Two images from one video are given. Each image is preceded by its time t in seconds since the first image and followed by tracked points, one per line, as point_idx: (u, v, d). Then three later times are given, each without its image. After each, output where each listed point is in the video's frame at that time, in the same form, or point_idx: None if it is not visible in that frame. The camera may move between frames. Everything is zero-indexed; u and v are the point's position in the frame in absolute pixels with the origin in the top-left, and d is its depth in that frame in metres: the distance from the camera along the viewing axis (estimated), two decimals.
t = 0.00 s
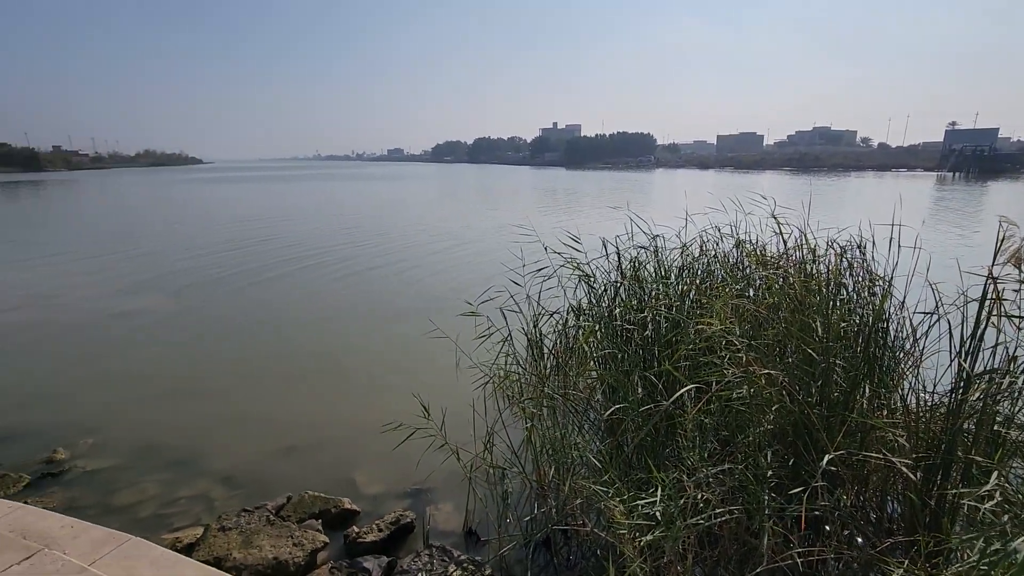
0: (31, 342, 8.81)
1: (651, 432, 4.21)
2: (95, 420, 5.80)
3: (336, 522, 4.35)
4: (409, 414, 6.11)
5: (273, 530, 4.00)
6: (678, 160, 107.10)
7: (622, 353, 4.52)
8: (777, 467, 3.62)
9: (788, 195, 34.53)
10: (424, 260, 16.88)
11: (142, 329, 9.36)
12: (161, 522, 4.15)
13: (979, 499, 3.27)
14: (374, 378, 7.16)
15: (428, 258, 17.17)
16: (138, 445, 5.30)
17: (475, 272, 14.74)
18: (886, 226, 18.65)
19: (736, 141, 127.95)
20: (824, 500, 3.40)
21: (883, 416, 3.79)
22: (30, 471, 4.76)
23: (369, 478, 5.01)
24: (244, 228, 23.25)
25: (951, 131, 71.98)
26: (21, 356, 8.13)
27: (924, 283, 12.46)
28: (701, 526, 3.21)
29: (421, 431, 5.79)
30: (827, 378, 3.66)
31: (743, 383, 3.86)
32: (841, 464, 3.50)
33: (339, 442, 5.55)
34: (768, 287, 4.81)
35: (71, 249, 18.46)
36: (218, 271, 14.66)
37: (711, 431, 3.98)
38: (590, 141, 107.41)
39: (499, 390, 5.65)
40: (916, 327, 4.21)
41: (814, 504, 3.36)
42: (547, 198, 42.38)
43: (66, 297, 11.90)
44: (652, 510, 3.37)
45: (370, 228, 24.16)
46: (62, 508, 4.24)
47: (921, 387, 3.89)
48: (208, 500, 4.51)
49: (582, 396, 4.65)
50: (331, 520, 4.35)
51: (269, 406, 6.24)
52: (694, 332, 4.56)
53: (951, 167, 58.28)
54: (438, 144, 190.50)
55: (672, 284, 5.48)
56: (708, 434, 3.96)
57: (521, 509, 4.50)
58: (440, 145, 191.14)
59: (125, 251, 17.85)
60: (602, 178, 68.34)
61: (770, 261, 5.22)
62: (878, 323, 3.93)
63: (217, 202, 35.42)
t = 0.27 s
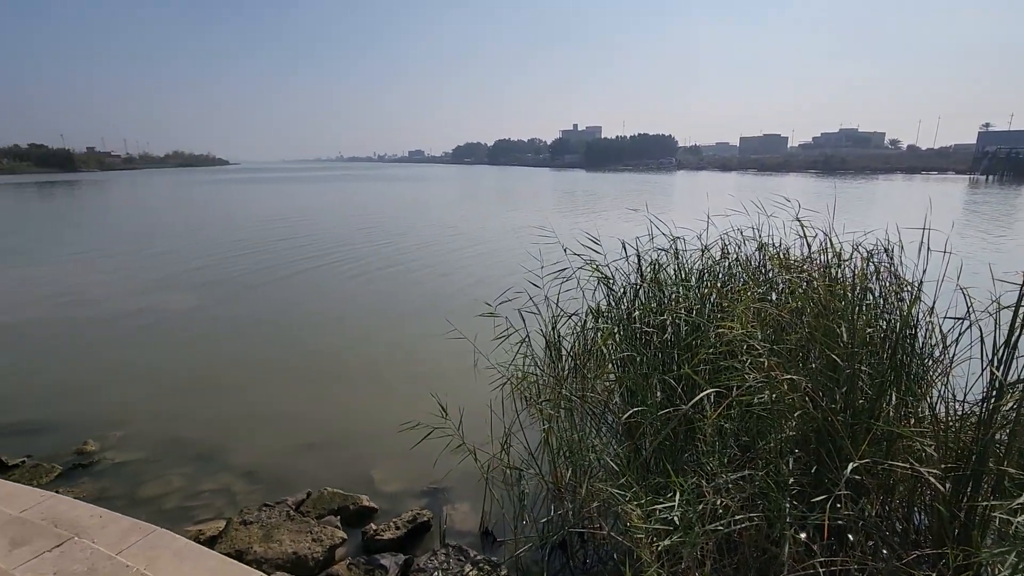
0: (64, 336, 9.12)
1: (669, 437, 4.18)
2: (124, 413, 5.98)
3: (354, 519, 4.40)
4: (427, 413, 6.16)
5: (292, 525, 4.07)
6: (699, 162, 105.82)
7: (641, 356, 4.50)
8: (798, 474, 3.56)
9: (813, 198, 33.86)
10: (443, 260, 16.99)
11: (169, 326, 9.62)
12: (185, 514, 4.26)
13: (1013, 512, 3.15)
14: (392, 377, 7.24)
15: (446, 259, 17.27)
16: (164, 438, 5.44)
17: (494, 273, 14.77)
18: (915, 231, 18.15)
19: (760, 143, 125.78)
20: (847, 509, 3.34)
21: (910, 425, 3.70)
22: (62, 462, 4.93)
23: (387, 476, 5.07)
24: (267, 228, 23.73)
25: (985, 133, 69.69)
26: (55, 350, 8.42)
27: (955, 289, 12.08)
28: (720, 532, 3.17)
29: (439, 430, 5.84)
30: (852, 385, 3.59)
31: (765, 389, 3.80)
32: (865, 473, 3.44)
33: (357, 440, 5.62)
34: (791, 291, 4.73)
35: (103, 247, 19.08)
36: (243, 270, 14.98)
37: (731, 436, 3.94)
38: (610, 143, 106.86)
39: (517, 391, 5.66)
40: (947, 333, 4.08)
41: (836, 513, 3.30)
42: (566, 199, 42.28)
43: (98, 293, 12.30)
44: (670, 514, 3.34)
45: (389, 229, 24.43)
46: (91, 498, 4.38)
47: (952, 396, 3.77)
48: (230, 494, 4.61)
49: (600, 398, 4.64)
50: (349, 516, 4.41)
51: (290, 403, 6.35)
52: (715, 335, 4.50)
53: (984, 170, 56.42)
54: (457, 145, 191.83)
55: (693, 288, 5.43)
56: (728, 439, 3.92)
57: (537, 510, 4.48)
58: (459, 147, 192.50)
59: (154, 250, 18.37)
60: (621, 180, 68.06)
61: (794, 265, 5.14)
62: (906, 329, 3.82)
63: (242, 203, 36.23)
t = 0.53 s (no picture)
0: (93, 335, 9.40)
1: (688, 442, 4.15)
2: (149, 410, 6.13)
3: (371, 519, 4.44)
4: (444, 415, 6.20)
5: (311, 524, 4.12)
6: (718, 165, 104.59)
7: (659, 361, 4.47)
8: (820, 482, 3.50)
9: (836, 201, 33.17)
10: (460, 263, 17.09)
11: (194, 326, 9.85)
12: (208, 511, 4.35)
13: None
14: (410, 378, 7.29)
15: (463, 261, 17.36)
16: (187, 436, 5.56)
17: (510, 276, 14.80)
18: (943, 236, 17.67)
19: (780, 146, 123.84)
20: (872, 519, 3.25)
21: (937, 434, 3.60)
22: (90, 457, 5.07)
23: (404, 477, 5.10)
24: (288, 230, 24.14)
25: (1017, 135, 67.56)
26: (84, 348, 8.69)
27: (985, 296, 11.73)
28: (740, 540, 3.12)
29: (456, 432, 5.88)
30: (876, 393, 3.51)
31: (786, 395, 3.75)
32: (890, 482, 3.36)
33: (375, 441, 5.67)
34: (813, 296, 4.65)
35: (131, 248, 19.65)
36: (264, 271, 15.27)
37: (751, 442, 3.89)
38: (628, 146, 106.33)
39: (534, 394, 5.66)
40: (977, 341, 3.96)
41: (861, 523, 3.22)
42: (583, 202, 42.19)
43: (126, 293, 12.65)
44: (687, 521, 3.31)
45: (407, 231, 24.66)
46: (118, 493, 4.49)
47: (982, 405, 3.65)
48: (250, 491, 4.69)
49: (617, 402, 4.62)
50: (366, 517, 4.45)
51: (311, 402, 6.46)
52: (734, 340, 4.45)
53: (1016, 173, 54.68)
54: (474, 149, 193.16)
55: (712, 292, 5.37)
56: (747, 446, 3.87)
57: (554, 515, 4.48)
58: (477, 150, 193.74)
59: (179, 251, 18.83)
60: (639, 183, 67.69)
61: (816, 270, 5.05)
62: (933, 336, 3.73)
63: (264, 205, 36.96)
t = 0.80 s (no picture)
0: (122, 337, 9.67)
1: (709, 450, 4.08)
2: (175, 411, 6.26)
3: (390, 522, 4.45)
4: (463, 419, 6.20)
5: (331, 526, 4.15)
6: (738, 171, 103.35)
7: (679, 367, 4.41)
8: (847, 493, 3.41)
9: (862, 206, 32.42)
10: (477, 268, 17.16)
11: (218, 329, 10.04)
12: (230, 511, 4.40)
13: None
14: (428, 382, 7.32)
15: (481, 267, 17.42)
16: (211, 437, 5.66)
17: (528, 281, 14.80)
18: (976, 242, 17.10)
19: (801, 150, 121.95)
20: (903, 532, 3.15)
21: (970, 445, 3.49)
22: (118, 456, 5.19)
23: (423, 481, 5.11)
24: (309, 236, 24.54)
25: None
26: (113, 350, 8.92)
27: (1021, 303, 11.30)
28: (764, 551, 3.05)
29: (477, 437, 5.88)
30: (906, 402, 3.41)
31: (811, 403, 3.66)
32: (921, 494, 3.26)
33: (394, 444, 5.69)
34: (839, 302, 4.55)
35: (159, 252, 20.21)
36: (286, 275, 15.52)
37: (775, 450, 3.81)
38: (646, 151, 105.75)
39: (552, 399, 5.64)
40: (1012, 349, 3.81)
41: (891, 536, 3.13)
42: (601, 208, 42.06)
43: (153, 297, 12.98)
44: (710, 530, 3.25)
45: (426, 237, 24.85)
46: (144, 492, 4.58)
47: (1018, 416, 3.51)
48: (271, 493, 4.74)
49: (636, 409, 4.58)
50: (385, 520, 4.45)
51: (331, 405, 6.53)
52: (757, 347, 4.37)
53: None
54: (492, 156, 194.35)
55: (733, 297, 5.28)
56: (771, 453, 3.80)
57: (573, 521, 4.45)
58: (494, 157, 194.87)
59: (204, 256, 19.27)
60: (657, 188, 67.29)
61: (841, 276, 4.94)
62: (965, 344, 3.61)
63: (286, 212, 37.66)
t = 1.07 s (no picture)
0: (150, 339, 9.89)
1: (737, 461, 3.97)
2: (201, 412, 6.36)
3: (411, 528, 4.42)
4: (485, 426, 6.18)
5: (353, 530, 4.13)
6: (758, 177, 101.97)
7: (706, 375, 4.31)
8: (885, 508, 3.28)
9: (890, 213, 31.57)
10: (495, 274, 17.17)
11: (242, 332, 10.20)
12: (254, 513, 4.42)
13: None
14: (449, 388, 7.31)
15: (499, 273, 17.46)
16: (236, 439, 5.72)
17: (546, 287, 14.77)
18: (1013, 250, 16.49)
19: (824, 156, 119.26)
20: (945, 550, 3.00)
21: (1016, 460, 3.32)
22: (145, 456, 5.26)
23: (444, 486, 5.08)
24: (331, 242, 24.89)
25: None
26: (141, 352, 9.12)
27: None
28: (797, 566, 2.94)
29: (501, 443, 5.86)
30: (946, 414, 3.27)
31: (845, 413, 3.54)
32: (963, 511, 3.11)
33: (416, 449, 5.69)
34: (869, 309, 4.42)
35: (185, 257, 20.67)
36: (308, 280, 15.73)
37: (807, 462, 3.69)
38: (664, 158, 104.97)
39: (574, 406, 5.57)
40: None
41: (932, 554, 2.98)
42: (618, 215, 41.90)
43: (180, 301, 13.28)
44: (740, 543, 3.14)
45: (444, 243, 24.99)
46: (170, 492, 4.64)
47: None
48: (294, 495, 4.75)
49: (661, 417, 4.48)
50: (407, 525, 4.43)
51: (353, 408, 6.56)
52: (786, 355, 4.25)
53: None
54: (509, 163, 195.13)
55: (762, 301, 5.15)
56: (804, 466, 3.65)
57: (596, 531, 4.36)
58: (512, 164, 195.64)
59: (229, 261, 19.67)
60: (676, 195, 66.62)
61: (873, 283, 4.79)
62: (1008, 355, 3.45)
63: (308, 218, 38.30)
